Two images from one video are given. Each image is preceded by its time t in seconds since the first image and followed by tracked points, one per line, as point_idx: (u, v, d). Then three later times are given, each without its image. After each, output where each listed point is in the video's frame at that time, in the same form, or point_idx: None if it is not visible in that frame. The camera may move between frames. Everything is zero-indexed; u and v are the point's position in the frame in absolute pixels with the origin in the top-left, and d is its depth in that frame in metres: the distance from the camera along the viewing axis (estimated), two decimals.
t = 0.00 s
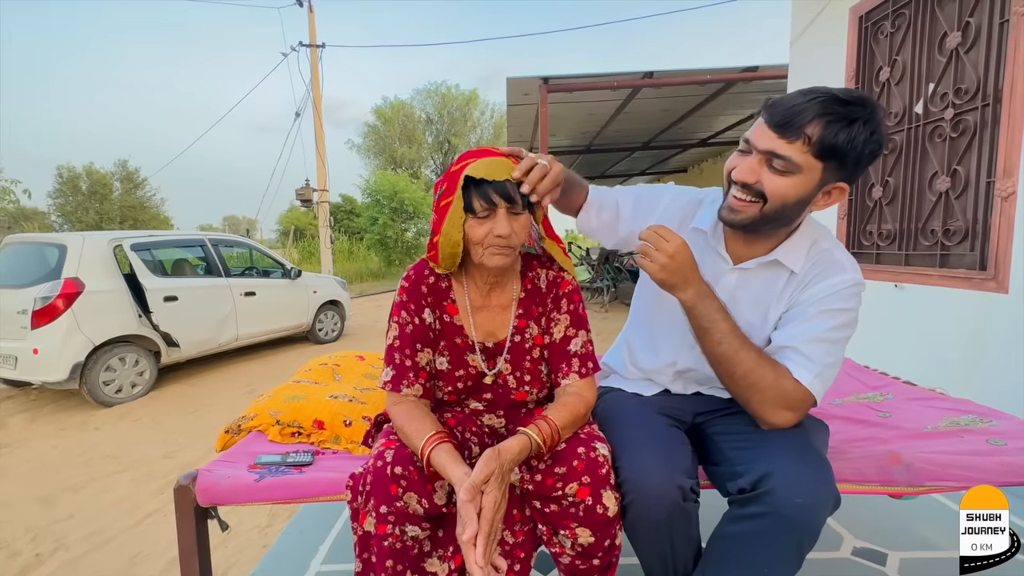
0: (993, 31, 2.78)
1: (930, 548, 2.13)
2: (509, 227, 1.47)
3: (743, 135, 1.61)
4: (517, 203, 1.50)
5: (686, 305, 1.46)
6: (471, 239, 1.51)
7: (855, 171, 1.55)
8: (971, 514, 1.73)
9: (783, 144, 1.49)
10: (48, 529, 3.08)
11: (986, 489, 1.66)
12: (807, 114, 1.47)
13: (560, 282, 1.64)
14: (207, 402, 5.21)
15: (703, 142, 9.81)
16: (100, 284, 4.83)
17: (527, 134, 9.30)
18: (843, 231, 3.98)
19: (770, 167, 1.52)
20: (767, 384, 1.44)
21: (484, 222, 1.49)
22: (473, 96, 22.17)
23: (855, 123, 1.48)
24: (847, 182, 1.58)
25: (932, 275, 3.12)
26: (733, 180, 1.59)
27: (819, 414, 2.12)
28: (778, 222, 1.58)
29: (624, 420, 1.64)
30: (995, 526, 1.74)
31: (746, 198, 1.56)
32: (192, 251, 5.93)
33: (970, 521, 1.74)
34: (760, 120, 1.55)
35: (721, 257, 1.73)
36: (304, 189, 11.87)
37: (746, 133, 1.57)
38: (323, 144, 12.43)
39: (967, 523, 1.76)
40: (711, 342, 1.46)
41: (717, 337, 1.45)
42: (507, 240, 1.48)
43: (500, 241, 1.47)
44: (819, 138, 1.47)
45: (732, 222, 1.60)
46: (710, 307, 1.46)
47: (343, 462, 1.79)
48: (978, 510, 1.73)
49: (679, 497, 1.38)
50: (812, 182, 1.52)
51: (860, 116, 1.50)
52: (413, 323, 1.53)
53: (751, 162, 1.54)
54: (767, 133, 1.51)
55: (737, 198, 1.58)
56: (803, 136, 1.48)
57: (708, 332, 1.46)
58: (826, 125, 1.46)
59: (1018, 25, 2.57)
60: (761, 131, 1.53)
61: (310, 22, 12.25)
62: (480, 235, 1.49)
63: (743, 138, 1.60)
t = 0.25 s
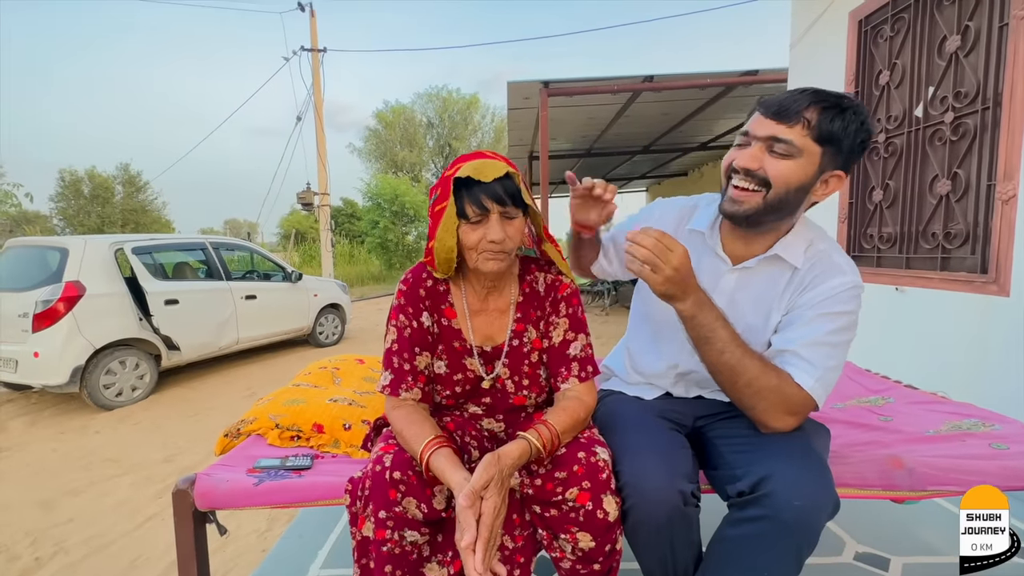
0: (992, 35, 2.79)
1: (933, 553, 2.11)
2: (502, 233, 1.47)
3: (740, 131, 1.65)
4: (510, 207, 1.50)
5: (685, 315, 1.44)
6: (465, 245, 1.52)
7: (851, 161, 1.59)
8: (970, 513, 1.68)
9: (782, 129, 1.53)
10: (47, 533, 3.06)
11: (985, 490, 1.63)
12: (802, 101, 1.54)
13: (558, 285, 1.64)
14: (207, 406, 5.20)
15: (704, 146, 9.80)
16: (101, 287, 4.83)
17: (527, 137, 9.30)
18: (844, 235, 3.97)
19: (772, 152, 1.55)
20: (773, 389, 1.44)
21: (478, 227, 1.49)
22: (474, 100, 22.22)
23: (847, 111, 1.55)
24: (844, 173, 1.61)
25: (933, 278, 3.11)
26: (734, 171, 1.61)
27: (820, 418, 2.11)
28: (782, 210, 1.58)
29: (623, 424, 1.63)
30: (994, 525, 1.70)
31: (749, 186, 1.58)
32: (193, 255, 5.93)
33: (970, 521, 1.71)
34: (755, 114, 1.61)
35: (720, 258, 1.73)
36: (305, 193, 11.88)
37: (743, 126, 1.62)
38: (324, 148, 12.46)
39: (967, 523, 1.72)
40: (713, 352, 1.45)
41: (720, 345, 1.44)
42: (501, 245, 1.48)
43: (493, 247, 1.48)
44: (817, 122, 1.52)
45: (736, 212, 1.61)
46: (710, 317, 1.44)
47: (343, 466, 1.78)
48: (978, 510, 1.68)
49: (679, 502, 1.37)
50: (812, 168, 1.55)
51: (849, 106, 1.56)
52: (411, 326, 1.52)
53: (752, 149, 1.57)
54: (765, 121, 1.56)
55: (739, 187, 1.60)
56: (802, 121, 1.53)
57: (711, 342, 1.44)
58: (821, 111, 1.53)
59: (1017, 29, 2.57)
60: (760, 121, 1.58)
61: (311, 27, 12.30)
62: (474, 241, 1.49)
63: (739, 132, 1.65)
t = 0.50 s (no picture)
0: (992, 36, 2.78)
1: (938, 558, 2.09)
2: (507, 237, 1.47)
3: (719, 127, 1.67)
4: (514, 212, 1.50)
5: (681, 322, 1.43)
6: (468, 248, 1.52)
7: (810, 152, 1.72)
8: (971, 513, 1.65)
9: (776, 121, 1.58)
10: (48, 538, 3.07)
11: (986, 490, 1.61)
12: (785, 95, 1.60)
13: (559, 288, 1.63)
14: (209, 410, 5.20)
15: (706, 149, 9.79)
16: (104, 292, 4.85)
17: (529, 141, 9.32)
18: (846, 238, 3.96)
19: (767, 142, 1.59)
20: (777, 388, 1.46)
21: (482, 231, 1.49)
22: (476, 104, 22.27)
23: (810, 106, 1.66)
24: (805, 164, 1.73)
25: (936, 281, 3.10)
26: (732, 163, 1.61)
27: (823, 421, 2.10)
28: (777, 197, 1.62)
29: (623, 427, 1.62)
30: (994, 524, 1.67)
31: (751, 177, 1.59)
32: (196, 259, 5.95)
33: (970, 520, 1.68)
34: (737, 108, 1.63)
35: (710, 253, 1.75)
36: (308, 198, 11.92)
37: (726, 121, 1.64)
38: (327, 153, 12.50)
39: (967, 523, 1.69)
40: (715, 353, 1.45)
41: (721, 347, 1.44)
42: (505, 249, 1.48)
43: (497, 251, 1.47)
44: (800, 114, 1.60)
45: (743, 204, 1.60)
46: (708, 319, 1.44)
47: (343, 470, 1.78)
48: (979, 510, 1.65)
49: (679, 505, 1.37)
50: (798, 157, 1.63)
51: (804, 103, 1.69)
52: (412, 329, 1.52)
53: (751, 141, 1.59)
54: (754, 114, 1.60)
55: (742, 179, 1.60)
56: (789, 113, 1.59)
57: (713, 347, 1.44)
58: (800, 104, 1.61)
59: (1018, 30, 2.57)
60: (750, 113, 1.60)
61: (314, 34, 12.37)
62: (478, 245, 1.49)
63: (721, 126, 1.66)
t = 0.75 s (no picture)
0: (986, 40, 2.79)
1: (939, 562, 2.08)
2: (517, 244, 1.47)
3: (669, 135, 1.76)
4: (524, 219, 1.50)
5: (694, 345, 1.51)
6: (476, 253, 1.52)
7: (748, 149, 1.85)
8: (971, 514, 1.64)
9: (722, 124, 1.70)
10: (44, 546, 3.04)
11: (986, 489, 1.60)
12: (723, 101, 1.72)
13: (562, 291, 1.63)
14: (207, 416, 5.18)
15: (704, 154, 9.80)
16: (102, 298, 4.84)
17: (527, 146, 9.33)
18: (844, 241, 3.96)
19: (718, 144, 1.70)
20: (789, 377, 1.55)
21: (491, 236, 1.49)
22: (474, 110, 22.32)
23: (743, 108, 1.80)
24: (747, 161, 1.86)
25: (934, 284, 3.09)
26: (689, 167, 1.71)
27: (823, 425, 2.09)
28: (733, 194, 1.74)
29: (619, 432, 1.62)
30: (995, 524, 1.66)
31: (710, 177, 1.70)
32: (194, 265, 5.94)
33: (971, 520, 1.66)
34: (682, 116, 1.74)
35: (682, 256, 1.85)
36: (307, 203, 11.92)
37: (676, 129, 1.73)
38: (325, 159, 12.51)
39: (967, 523, 1.67)
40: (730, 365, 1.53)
41: (731, 356, 1.53)
42: (514, 256, 1.48)
43: (505, 257, 1.47)
44: (738, 116, 1.73)
45: (707, 203, 1.71)
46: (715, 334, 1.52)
47: (340, 476, 1.77)
48: (978, 510, 1.63)
49: (678, 509, 1.36)
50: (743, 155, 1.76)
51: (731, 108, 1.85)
52: (414, 334, 1.51)
53: (703, 144, 1.69)
54: (702, 120, 1.70)
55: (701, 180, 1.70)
56: (730, 116, 1.71)
57: (725, 362, 1.53)
58: (736, 107, 1.74)
59: (1012, 34, 2.58)
60: (697, 120, 1.71)
61: (313, 40, 12.41)
62: (486, 250, 1.49)
63: (670, 135, 1.76)
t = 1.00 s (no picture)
0: (987, 40, 2.79)
1: (944, 563, 2.07)
2: (531, 243, 1.47)
3: (625, 143, 1.78)
4: (539, 219, 1.50)
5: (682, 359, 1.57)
6: (490, 253, 1.50)
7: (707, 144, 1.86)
8: (971, 514, 1.64)
9: (673, 127, 1.72)
10: (45, 550, 3.03)
11: (986, 489, 1.60)
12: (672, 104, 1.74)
13: (570, 290, 1.63)
14: (208, 419, 5.17)
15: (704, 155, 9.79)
16: (104, 301, 4.83)
17: (528, 148, 9.33)
18: (846, 242, 3.95)
19: (671, 147, 1.71)
20: (771, 372, 1.60)
21: (505, 235, 1.48)
22: (475, 112, 22.34)
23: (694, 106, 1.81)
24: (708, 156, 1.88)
25: (937, 284, 3.08)
26: (647, 173, 1.73)
27: (826, 426, 2.09)
28: (692, 192, 1.76)
29: (617, 434, 1.62)
30: (994, 524, 1.66)
31: (668, 180, 1.72)
32: (195, 268, 5.94)
33: (970, 520, 1.67)
34: (635, 124, 1.75)
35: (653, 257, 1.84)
36: (308, 206, 11.92)
37: (630, 137, 1.75)
38: (326, 162, 12.52)
39: (967, 523, 1.68)
40: (719, 371, 1.59)
41: (718, 360, 1.59)
42: (529, 256, 1.47)
43: (520, 257, 1.47)
44: (688, 117, 1.74)
45: (669, 206, 1.73)
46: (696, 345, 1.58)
47: (342, 478, 1.76)
48: (977, 511, 1.62)
49: (682, 508, 1.35)
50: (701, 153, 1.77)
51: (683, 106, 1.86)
52: (422, 336, 1.51)
53: (657, 149, 1.71)
54: (653, 126, 1.72)
55: (660, 184, 1.72)
56: (681, 118, 1.73)
57: (710, 371, 1.58)
58: (686, 108, 1.75)
59: (1014, 34, 2.57)
60: (648, 126, 1.72)
61: (314, 44, 12.43)
62: (500, 249, 1.48)
63: (626, 142, 1.77)
